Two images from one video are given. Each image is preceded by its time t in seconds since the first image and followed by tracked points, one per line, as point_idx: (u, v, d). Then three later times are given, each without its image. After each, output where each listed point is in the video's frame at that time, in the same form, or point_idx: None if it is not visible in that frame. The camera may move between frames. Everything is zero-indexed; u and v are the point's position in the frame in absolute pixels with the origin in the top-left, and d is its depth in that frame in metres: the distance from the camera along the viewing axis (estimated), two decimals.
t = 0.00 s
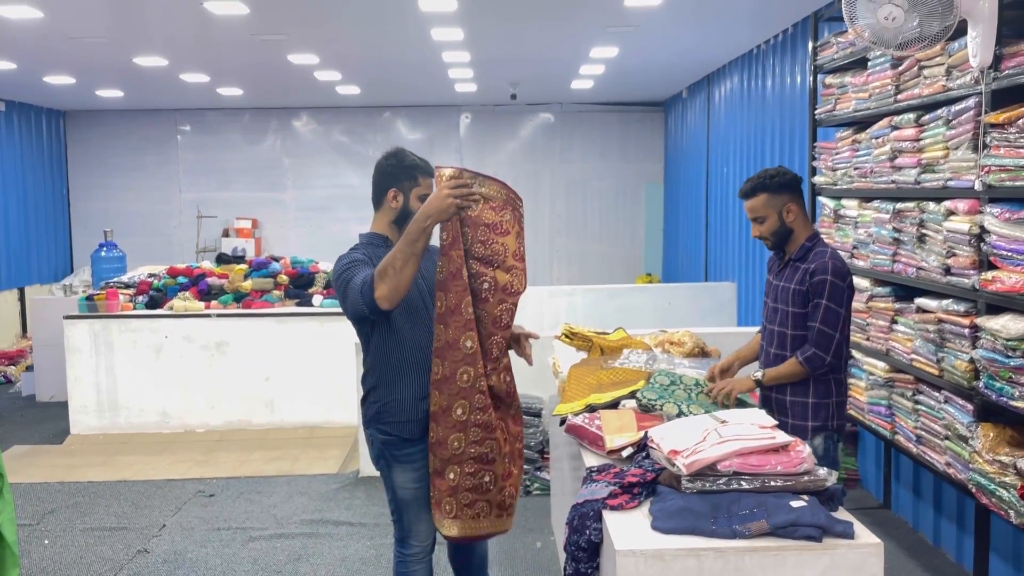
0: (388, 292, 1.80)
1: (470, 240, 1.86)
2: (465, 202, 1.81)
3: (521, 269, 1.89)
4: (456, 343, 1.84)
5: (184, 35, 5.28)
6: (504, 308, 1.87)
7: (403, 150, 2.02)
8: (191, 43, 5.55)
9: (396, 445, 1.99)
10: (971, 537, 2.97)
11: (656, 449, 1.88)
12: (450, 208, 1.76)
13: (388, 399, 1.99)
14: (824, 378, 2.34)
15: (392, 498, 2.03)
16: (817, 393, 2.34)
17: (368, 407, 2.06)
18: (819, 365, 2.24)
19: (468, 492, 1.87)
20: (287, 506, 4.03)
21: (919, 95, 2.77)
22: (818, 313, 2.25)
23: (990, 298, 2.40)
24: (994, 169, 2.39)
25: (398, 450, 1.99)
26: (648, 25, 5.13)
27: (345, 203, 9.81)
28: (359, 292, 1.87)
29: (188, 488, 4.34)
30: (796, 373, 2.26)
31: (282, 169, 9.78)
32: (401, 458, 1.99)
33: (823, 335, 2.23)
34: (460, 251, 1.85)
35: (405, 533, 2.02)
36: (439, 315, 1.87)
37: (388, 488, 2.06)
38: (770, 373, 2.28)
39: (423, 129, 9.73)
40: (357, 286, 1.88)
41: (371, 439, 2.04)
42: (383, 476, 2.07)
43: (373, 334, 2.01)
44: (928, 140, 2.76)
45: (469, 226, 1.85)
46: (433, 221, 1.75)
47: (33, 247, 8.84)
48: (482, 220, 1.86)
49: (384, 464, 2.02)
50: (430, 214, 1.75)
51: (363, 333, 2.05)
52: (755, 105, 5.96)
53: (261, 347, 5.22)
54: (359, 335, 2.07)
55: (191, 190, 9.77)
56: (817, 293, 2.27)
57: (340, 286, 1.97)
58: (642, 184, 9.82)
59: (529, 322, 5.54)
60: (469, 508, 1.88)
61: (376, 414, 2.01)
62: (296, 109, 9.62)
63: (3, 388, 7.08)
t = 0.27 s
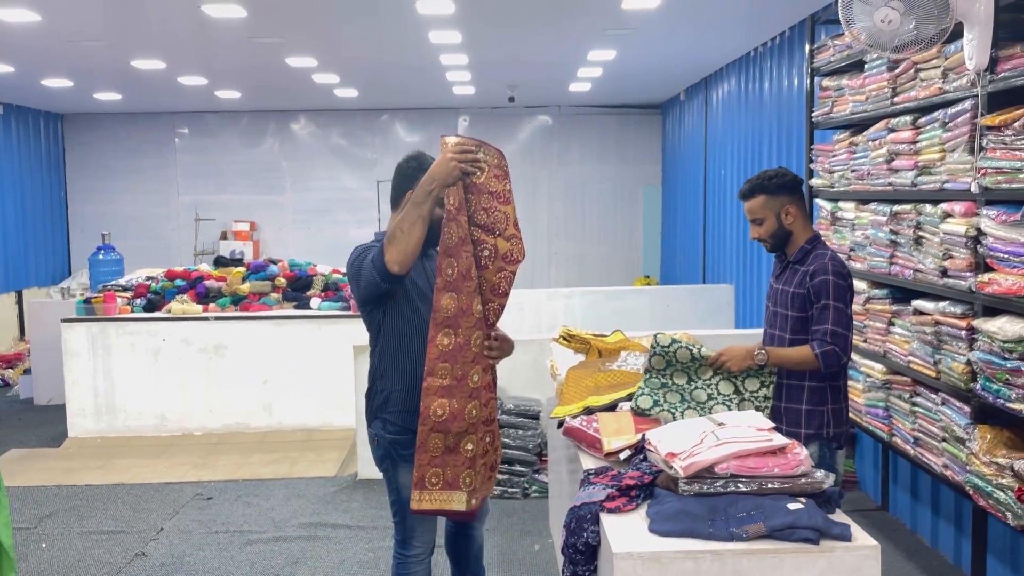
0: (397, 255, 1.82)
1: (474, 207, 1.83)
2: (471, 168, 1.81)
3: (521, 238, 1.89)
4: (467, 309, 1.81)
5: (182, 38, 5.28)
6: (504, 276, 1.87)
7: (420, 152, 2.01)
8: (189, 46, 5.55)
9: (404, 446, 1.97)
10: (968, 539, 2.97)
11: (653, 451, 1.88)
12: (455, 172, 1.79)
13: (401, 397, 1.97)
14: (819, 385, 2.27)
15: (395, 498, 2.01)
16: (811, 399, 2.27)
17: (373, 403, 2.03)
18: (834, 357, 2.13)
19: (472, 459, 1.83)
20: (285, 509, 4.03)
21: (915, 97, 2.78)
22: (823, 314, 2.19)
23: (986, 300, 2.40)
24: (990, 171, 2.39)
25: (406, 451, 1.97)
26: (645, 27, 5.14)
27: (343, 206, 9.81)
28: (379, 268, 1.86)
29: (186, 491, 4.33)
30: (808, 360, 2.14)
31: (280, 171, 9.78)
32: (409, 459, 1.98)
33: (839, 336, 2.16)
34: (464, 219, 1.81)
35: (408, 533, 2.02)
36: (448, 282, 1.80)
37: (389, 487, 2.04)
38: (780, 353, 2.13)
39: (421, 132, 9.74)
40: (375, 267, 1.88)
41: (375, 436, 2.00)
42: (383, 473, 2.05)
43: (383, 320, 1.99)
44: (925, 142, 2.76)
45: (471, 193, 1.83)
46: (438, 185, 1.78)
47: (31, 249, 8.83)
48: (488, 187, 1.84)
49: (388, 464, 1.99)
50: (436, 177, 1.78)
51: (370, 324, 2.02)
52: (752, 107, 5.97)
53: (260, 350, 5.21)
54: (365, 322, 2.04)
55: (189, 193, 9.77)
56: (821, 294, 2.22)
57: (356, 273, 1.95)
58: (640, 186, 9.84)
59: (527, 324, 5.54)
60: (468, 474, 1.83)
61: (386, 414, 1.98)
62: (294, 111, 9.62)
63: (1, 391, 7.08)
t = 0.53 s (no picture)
0: (410, 224, 1.79)
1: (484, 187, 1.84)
2: (488, 152, 1.83)
3: (526, 223, 1.86)
4: (474, 286, 1.81)
5: (178, 40, 5.27)
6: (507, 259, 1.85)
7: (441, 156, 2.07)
8: (185, 49, 5.55)
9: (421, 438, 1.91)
10: (965, 540, 2.97)
11: (650, 453, 1.88)
12: (471, 152, 1.81)
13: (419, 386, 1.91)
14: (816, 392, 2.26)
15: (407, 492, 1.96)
16: (807, 406, 2.27)
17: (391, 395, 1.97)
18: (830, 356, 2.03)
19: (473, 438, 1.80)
20: (282, 512, 4.02)
21: (910, 99, 2.78)
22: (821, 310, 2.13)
23: (982, 302, 2.40)
24: (985, 173, 2.40)
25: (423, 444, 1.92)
26: (641, 30, 5.15)
27: (340, 209, 9.81)
28: (390, 246, 1.84)
29: (183, 494, 4.32)
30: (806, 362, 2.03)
31: (276, 174, 9.77)
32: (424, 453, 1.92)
33: (834, 330, 2.07)
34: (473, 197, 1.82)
35: (418, 529, 1.97)
36: (459, 256, 1.80)
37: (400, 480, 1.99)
38: (775, 361, 2.00)
39: (418, 134, 9.75)
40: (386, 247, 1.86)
41: (390, 428, 1.94)
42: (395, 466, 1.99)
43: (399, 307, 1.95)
44: (920, 144, 2.77)
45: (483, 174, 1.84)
46: (453, 161, 1.81)
47: (27, 252, 8.81)
48: (502, 172, 1.84)
49: (403, 456, 1.94)
50: (450, 154, 1.80)
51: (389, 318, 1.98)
52: (748, 109, 5.98)
53: (256, 353, 5.20)
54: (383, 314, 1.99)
55: (185, 196, 9.76)
56: (822, 293, 2.16)
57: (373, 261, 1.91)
58: (637, 188, 9.85)
59: (524, 327, 5.55)
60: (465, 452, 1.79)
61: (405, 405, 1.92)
62: (291, 114, 9.62)
63: None
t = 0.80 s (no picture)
0: (426, 210, 1.75)
1: (501, 160, 1.76)
2: (492, 127, 1.74)
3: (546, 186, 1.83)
4: (507, 254, 1.81)
5: (173, 43, 5.26)
6: (535, 225, 1.84)
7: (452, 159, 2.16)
8: (180, 51, 5.54)
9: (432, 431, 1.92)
10: (960, 542, 2.98)
11: (645, 455, 1.88)
12: (477, 134, 1.71)
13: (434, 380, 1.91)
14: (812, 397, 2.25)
15: (416, 485, 1.97)
16: (803, 412, 2.26)
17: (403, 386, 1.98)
18: (827, 382, 2.06)
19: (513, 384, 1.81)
20: (277, 515, 4.01)
21: (904, 101, 2.79)
22: (816, 324, 2.13)
23: (976, 303, 2.41)
24: (979, 175, 2.41)
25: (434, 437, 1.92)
26: (636, 32, 5.15)
27: (336, 211, 9.80)
28: (410, 238, 1.83)
29: (178, 498, 4.31)
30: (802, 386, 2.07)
31: (272, 177, 9.76)
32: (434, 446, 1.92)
33: (828, 350, 2.08)
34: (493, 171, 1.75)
35: (425, 523, 1.99)
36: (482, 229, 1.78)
37: (409, 472, 1.99)
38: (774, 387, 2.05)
39: (414, 137, 9.75)
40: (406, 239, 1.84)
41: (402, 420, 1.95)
42: (405, 457, 2.00)
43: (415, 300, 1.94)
44: (914, 146, 2.78)
45: (497, 148, 1.75)
46: (462, 146, 1.71)
47: (21, 255, 8.78)
48: (512, 144, 1.76)
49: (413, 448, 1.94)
50: (457, 139, 1.71)
51: (405, 313, 1.98)
52: (743, 112, 5.99)
53: (252, 356, 5.19)
54: (399, 306, 1.99)
55: (180, 198, 9.74)
56: (815, 303, 2.15)
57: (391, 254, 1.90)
58: (632, 191, 9.87)
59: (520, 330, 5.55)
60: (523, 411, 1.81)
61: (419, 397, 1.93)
62: (286, 117, 9.61)
63: None
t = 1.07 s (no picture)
0: (457, 221, 1.88)
1: (522, 150, 1.89)
2: (507, 123, 1.81)
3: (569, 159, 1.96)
4: (546, 225, 1.98)
5: (166, 46, 5.25)
6: (564, 194, 1.98)
7: (455, 165, 2.23)
8: (173, 54, 5.53)
9: (438, 425, 2.19)
10: (953, 542, 2.99)
11: (640, 457, 1.88)
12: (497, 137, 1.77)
13: (440, 377, 2.19)
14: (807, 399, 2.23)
15: (424, 479, 2.20)
16: (797, 414, 2.24)
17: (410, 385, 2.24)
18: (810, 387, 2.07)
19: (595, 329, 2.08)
20: (272, 519, 4.00)
21: (897, 104, 2.80)
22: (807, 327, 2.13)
23: (969, 305, 2.42)
24: (972, 177, 2.42)
25: (440, 431, 2.19)
26: (630, 35, 5.16)
27: (330, 214, 9.80)
28: (427, 252, 2.03)
29: (172, 502, 4.30)
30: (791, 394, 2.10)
31: (266, 179, 9.75)
32: (440, 440, 2.19)
33: (816, 352, 2.08)
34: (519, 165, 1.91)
35: (430, 518, 2.20)
36: (522, 217, 1.96)
37: (414, 469, 2.22)
38: (767, 395, 2.09)
39: (409, 139, 9.75)
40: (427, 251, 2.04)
41: (410, 416, 2.21)
42: (409, 456, 2.23)
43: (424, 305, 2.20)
44: (907, 149, 2.79)
45: (513, 142, 1.88)
46: (484, 154, 1.75)
47: (15, 259, 8.76)
48: (528, 134, 1.87)
49: (420, 443, 2.19)
50: (478, 149, 1.76)
51: (415, 316, 2.25)
52: (737, 114, 6.01)
53: (246, 359, 5.18)
54: (406, 310, 2.26)
55: (175, 201, 9.72)
56: (808, 306, 2.15)
57: (401, 264, 2.13)
58: (627, 193, 9.89)
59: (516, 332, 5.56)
60: (612, 338, 2.11)
61: (429, 395, 2.20)
62: (280, 119, 9.60)
63: None
